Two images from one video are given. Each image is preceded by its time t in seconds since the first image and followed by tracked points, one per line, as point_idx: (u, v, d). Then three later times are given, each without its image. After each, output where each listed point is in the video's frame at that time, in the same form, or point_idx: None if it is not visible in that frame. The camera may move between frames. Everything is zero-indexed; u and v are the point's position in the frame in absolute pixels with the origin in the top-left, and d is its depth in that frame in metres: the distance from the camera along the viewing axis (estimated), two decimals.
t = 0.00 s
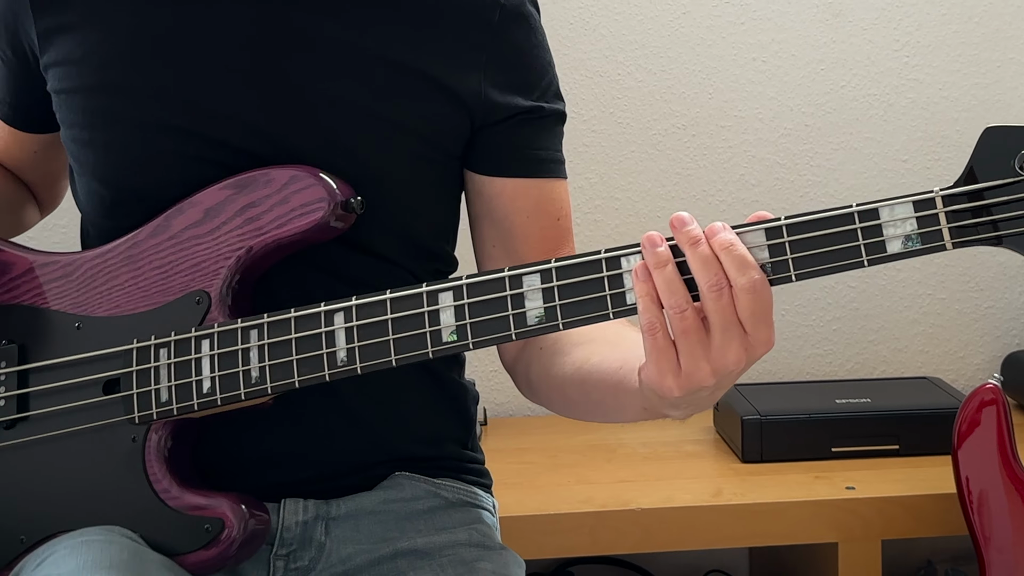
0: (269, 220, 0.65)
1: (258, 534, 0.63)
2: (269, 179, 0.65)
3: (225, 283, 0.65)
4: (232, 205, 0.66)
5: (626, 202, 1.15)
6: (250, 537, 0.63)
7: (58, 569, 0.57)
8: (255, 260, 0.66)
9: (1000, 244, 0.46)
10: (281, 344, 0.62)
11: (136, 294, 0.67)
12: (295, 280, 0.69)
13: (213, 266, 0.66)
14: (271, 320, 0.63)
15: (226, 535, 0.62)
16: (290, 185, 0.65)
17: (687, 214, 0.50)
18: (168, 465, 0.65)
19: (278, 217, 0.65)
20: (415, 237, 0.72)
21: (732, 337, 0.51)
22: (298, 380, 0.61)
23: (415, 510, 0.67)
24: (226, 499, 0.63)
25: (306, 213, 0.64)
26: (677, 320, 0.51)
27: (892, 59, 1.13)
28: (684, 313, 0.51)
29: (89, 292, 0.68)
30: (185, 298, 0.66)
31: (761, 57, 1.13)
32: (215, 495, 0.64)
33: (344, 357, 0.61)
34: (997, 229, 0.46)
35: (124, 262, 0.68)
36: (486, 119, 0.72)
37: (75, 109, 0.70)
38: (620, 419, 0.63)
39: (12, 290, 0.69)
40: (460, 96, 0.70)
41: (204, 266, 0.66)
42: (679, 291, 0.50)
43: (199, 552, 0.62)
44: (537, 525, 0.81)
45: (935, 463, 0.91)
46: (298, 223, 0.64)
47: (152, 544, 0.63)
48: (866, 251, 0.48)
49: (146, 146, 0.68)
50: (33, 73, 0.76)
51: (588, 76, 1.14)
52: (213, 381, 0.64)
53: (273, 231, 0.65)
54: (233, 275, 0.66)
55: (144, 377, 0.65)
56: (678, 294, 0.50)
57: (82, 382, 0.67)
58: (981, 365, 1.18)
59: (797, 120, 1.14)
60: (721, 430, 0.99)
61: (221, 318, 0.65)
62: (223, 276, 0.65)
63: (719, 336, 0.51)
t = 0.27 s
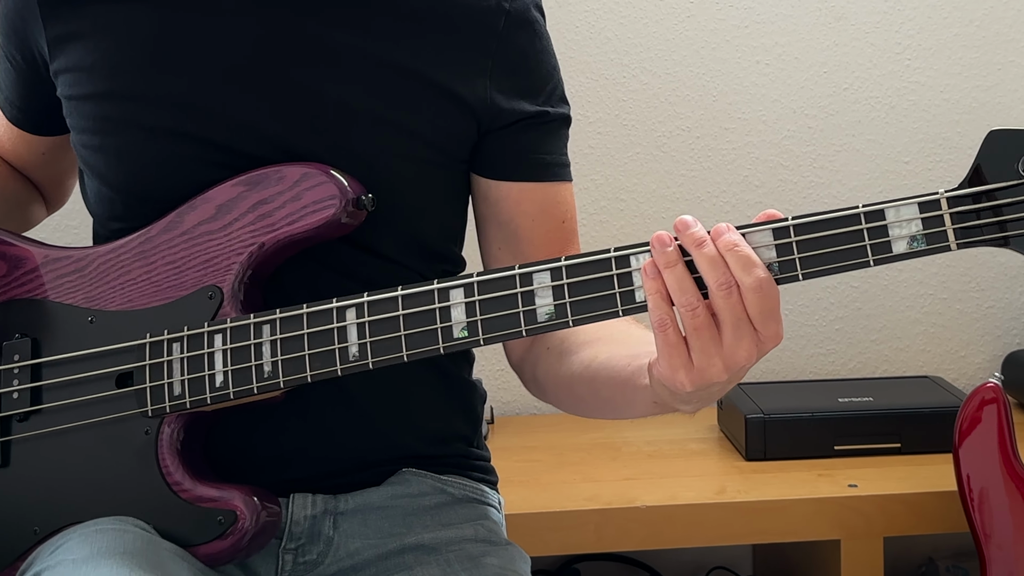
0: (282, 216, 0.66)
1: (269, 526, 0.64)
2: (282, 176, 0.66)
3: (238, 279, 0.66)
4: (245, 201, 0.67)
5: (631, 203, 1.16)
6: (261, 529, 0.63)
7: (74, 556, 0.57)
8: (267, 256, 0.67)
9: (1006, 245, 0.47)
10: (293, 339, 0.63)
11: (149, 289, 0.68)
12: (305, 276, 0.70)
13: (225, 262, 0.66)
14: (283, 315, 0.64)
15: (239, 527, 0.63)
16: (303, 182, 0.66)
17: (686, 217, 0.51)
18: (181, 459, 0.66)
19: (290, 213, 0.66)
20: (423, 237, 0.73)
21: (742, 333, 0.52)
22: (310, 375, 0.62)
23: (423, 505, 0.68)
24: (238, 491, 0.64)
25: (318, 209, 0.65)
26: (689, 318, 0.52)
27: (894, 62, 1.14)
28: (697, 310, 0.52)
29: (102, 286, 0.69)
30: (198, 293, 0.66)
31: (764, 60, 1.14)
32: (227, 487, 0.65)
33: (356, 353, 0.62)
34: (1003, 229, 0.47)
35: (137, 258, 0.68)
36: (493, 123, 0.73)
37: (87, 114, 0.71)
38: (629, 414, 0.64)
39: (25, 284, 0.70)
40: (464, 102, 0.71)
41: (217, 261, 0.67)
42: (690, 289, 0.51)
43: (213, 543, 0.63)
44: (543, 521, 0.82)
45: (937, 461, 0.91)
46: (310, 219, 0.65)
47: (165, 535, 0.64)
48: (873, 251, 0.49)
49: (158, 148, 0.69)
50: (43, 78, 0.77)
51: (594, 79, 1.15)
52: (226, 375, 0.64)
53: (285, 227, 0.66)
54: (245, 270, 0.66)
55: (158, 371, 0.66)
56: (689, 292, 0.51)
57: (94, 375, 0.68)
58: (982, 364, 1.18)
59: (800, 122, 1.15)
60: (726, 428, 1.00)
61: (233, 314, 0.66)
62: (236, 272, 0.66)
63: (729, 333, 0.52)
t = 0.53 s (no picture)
0: (293, 217, 0.67)
1: (280, 523, 0.65)
2: (293, 177, 0.67)
3: (249, 278, 0.67)
4: (257, 202, 0.68)
5: (636, 204, 1.17)
6: (271, 526, 0.64)
7: (89, 553, 0.58)
8: (278, 256, 0.68)
9: (1006, 244, 0.48)
10: (304, 338, 0.64)
11: (163, 288, 0.69)
12: (315, 274, 0.71)
13: (237, 262, 0.67)
14: (294, 314, 0.65)
15: (249, 524, 0.63)
16: (314, 183, 0.67)
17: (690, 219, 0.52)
18: (193, 456, 0.67)
19: (301, 214, 0.67)
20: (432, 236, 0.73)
21: (748, 328, 0.54)
22: (320, 373, 0.63)
23: (432, 503, 0.69)
24: (249, 488, 0.65)
25: (328, 209, 0.66)
26: (699, 318, 0.54)
27: (896, 65, 1.15)
28: (705, 308, 0.53)
29: (117, 285, 0.70)
30: (210, 292, 0.67)
31: (768, 63, 1.15)
32: (237, 484, 0.65)
33: (365, 350, 0.62)
34: (1003, 230, 0.48)
35: (151, 257, 0.70)
36: (503, 120, 0.73)
37: (101, 112, 0.72)
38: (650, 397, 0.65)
39: (42, 284, 0.72)
40: (475, 96, 0.72)
41: (228, 261, 0.68)
42: (698, 288, 0.53)
43: (223, 540, 0.63)
44: (549, 519, 0.83)
45: (939, 460, 0.92)
46: (320, 219, 0.66)
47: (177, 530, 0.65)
48: (876, 251, 0.50)
49: (171, 146, 0.70)
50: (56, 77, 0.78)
51: (600, 81, 1.16)
52: (237, 373, 0.65)
53: (296, 227, 0.67)
54: (257, 270, 0.67)
55: (171, 368, 0.67)
56: (696, 291, 0.53)
57: (108, 374, 0.69)
58: (983, 363, 1.19)
59: (803, 125, 1.16)
60: (730, 427, 1.01)
61: (245, 312, 0.67)
62: (247, 271, 0.67)
63: (736, 329, 0.54)
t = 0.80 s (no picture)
0: (303, 215, 0.67)
1: (290, 516, 0.66)
2: (302, 175, 0.68)
3: (260, 275, 0.68)
4: (266, 200, 0.69)
5: (641, 205, 1.18)
6: (281, 519, 0.65)
7: (100, 544, 0.59)
8: (287, 254, 0.69)
9: (1007, 245, 0.48)
10: (313, 334, 0.65)
11: (174, 285, 0.70)
12: (326, 268, 0.72)
13: (247, 259, 0.68)
14: (304, 311, 0.66)
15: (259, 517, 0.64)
16: (323, 181, 0.67)
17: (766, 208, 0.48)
18: (203, 450, 0.68)
19: (310, 212, 0.67)
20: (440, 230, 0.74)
21: (834, 322, 0.49)
22: (329, 369, 0.64)
23: (439, 500, 0.70)
24: (259, 482, 0.66)
25: (337, 207, 0.66)
26: (783, 312, 0.49)
27: (897, 68, 1.16)
28: (787, 304, 0.49)
29: (129, 282, 0.71)
30: (220, 289, 0.68)
31: (771, 66, 1.16)
32: (248, 479, 0.66)
33: (373, 348, 0.63)
34: (1004, 230, 0.48)
35: (162, 254, 0.71)
36: (512, 108, 0.74)
37: (115, 108, 0.73)
38: (700, 376, 0.63)
39: (55, 280, 0.73)
40: (483, 87, 0.73)
41: (239, 258, 0.68)
42: (777, 284, 0.48)
43: (233, 534, 0.64)
44: (555, 516, 0.84)
45: (940, 457, 0.93)
46: (329, 217, 0.67)
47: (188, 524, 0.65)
48: (878, 251, 0.50)
49: (183, 143, 0.71)
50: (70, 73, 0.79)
51: (605, 84, 1.16)
52: (247, 369, 0.66)
53: (306, 225, 0.67)
54: (267, 267, 0.68)
55: (181, 365, 0.68)
56: (775, 286, 0.48)
57: (120, 371, 0.70)
58: (983, 363, 1.20)
59: (806, 127, 1.16)
60: (733, 425, 1.02)
61: (255, 309, 0.67)
62: (257, 269, 0.68)
63: (820, 324, 0.49)
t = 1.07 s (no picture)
0: (313, 223, 0.68)
1: (298, 521, 0.67)
2: (313, 183, 0.69)
3: (270, 284, 0.69)
4: (277, 209, 0.69)
5: (646, 206, 1.19)
6: (290, 524, 0.66)
7: (112, 554, 0.60)
8: (298, 262, 0.70)
9: (1008, 256, 0.48)
10: (322, 342, 0.66)
11: (186, 292, 0.71)
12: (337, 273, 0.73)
13: (258, 266, 0.69)
14: (313, 318, 0.66)
15: (267, 523, 0.65)
16: (333, 189, 0.68)
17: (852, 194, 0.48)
18: (214, 457, 0.69)
19: (320, 220, 0.68)
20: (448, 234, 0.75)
21: (899, 316, 0.50)
22: (336, 376, 0.65)
23: (447, 500, 0.71)
24: (268, 488, 0.66)
25: (346, 215, 0.67)
26: (854, 301, 0.50)
27: (900, 70, 1.16)
28: (860, 290, 0.49)
29: (141, 288, 0.72)
30: (231, 296, 0.69)
31: (775, 69, 1.17)
32: (256, 485, 0.67)
33: (380, 355, 0.64)
34: (1005, 241, 0.48)
35: (174, 262, 0.72)
36: (518, 104, 0.75)
37: (127, 110, 0.74)
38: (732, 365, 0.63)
39: (68, 287, 0.74)
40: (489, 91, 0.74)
41: (249, 266, 0.69)
42: (854, 270, 0.49)
43: (242, 539, 0.65)
44: (561, 514, 0.85)
45: (941, 456, 0.94)
46: (338, 226, 0.67)
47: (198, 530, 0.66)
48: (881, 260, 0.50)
49: (195, 145, 0.73)
50: (83, 74, 0.80)
51: (610, 86, 1.17)
52: (257, 376, 0.67)
53: (316, 233, 0.68)
54: (277, 275, 0.69)
55: (192, 370, 0.69)
56: (853, 272, 0.49)
57: (132, 375, 0.71)
58: (984, 362, 1.21)
59: (809, 129, 1.17)
60: (737, 424, 1.03)
61: (266, 316, 0.69)
62: (268, 276, 0.69)
63: (885, 314, 0.50)
